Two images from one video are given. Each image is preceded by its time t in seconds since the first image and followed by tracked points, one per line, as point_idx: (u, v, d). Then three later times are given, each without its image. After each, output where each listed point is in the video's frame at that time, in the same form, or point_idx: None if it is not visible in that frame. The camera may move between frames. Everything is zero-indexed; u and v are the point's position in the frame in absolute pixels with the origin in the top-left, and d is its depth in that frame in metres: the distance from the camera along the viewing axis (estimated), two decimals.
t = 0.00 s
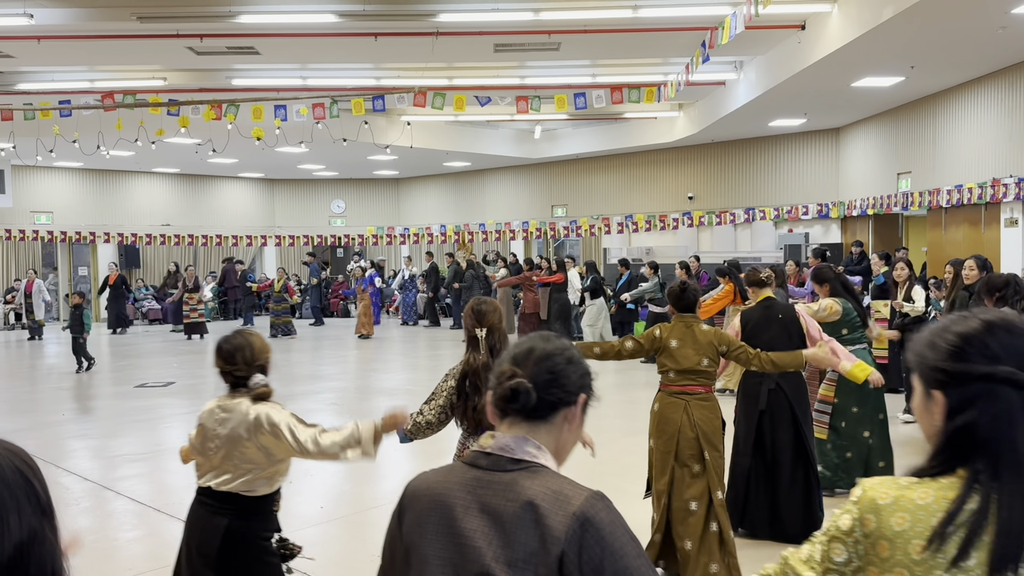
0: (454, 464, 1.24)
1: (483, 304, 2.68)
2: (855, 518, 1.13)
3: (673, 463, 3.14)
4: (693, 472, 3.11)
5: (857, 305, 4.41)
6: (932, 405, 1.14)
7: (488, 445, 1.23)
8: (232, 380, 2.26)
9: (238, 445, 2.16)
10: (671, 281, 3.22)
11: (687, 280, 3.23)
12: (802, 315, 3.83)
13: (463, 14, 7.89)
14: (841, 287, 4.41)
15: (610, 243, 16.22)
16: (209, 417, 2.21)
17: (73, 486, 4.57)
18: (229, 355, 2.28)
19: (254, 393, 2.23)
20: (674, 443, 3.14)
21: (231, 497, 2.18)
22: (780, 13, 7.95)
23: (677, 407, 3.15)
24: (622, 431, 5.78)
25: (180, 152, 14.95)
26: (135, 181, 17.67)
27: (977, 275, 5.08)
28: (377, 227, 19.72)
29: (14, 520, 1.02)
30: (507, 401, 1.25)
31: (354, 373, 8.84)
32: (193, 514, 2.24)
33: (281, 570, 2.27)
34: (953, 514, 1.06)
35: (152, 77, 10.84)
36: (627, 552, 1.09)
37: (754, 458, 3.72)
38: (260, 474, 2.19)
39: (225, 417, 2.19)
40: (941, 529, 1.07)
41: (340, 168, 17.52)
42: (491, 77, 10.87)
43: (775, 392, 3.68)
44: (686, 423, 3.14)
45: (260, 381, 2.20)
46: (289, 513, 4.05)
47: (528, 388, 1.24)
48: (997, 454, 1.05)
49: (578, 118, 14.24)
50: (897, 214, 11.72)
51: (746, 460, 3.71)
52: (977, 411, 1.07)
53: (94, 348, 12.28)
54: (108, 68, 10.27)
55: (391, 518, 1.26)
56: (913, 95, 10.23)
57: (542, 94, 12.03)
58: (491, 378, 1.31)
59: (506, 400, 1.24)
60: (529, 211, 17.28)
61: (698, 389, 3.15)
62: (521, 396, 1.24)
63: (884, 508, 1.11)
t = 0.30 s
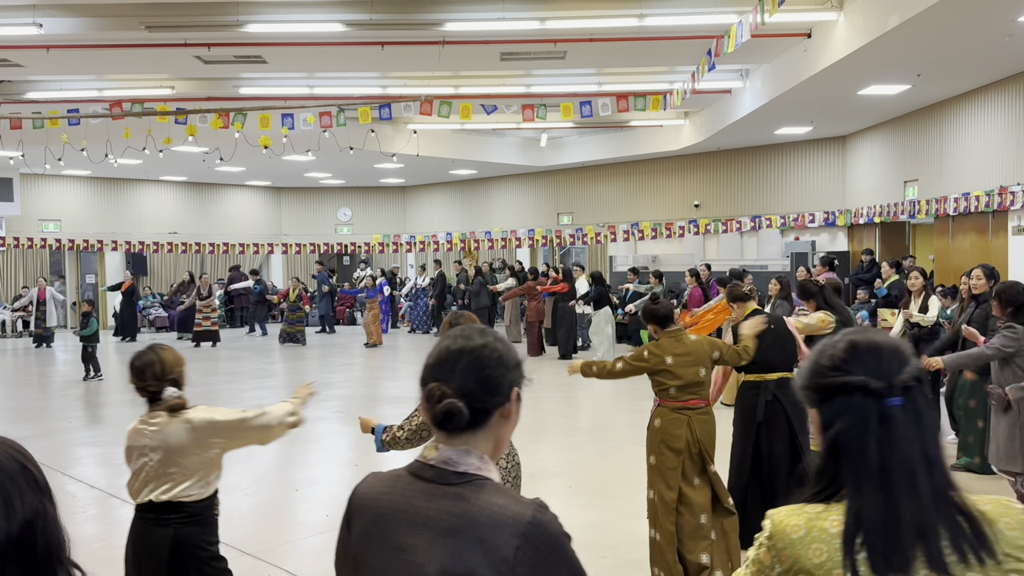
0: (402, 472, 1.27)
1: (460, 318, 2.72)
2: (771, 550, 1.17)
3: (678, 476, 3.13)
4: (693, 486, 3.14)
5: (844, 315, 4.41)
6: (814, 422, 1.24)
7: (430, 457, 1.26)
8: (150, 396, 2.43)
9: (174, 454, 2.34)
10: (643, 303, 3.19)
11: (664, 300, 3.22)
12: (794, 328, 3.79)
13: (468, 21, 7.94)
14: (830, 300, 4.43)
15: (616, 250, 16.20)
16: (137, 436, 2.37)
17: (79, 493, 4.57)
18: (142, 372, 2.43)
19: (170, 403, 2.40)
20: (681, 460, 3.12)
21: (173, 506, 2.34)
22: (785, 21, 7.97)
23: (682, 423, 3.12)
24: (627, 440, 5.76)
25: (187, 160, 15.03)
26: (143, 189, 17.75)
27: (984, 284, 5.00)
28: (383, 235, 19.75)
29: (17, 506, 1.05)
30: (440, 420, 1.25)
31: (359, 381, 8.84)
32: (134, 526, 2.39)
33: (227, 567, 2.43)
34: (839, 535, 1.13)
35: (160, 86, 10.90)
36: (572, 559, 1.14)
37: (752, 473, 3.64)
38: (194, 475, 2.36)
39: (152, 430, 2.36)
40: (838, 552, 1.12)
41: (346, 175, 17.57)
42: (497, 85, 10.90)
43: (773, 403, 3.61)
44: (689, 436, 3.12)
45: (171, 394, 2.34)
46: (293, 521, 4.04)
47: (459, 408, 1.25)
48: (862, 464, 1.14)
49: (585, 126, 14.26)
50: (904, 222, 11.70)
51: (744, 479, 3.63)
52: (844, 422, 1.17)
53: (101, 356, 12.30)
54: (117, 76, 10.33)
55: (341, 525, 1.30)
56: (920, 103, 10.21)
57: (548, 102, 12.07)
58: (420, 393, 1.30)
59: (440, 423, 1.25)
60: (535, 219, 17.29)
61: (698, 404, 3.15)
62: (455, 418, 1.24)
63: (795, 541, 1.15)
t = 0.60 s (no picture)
0: (362, 483, 1.31)
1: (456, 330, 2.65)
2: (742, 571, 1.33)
3: (681, 487, 3.25)
4: (695, 494, 3.26)
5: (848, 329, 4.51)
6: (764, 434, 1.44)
7: (380, 472, 1.29)
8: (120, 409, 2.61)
9: (148, 457, 2.52)
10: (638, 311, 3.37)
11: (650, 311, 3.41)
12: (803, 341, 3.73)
13: (478, 38, 8.04)
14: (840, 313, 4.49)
15: (624, 265, 16.19)
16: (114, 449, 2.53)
17: (87, 506, 4.60)
18: (109, 380, 2.60)
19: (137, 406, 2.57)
20: (685, 471, 3.25)
21: (153, 507, 2.52)
22: (792, 37, 8.02)
23: (682, 432, 3.27)
24: (633, 455, 5.76)
25: (198, 175, 15.14)
26: (154, 204, 17.87)
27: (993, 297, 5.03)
28: (392, 249, 19.80)
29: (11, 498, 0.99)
30: (383, 440, 1.27)
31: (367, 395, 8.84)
32: (117, 533, 2.54)
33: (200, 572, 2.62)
34: (803, 544, 1.32)
35: (171, 102, 10.98)
36: (521, 556, 1.16)
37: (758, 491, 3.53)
38: (169, 474, 2.56)
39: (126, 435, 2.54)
40: (807, 563, 1.31)
41: (354, 191, 17.65)
42: (505, 101, 10.93)
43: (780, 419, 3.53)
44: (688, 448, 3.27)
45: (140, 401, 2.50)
46: (300, 535, 4.05)
47: (399, 429, 1.26)
48: (811, 470, 1.35)
49: (593, 141, 14.30)
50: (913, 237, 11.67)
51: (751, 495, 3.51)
52: (788, 433, 1.37)
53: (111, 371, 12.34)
54: (129, 92, 10.40)
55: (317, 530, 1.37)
56: (927, 118, 10.21)
57: (557, 118, 12.12)
58: (368, 407, 1.32)
59: (381, 444, 1.27)
60: (543, 234, 17.31)
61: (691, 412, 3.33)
62: (395, 438, 1.26)
63: (772, 558, 1.32)
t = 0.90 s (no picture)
0: (324, 492, 1.20)
1: (464, 340, 2.64)
2: None
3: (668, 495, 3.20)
4: (682, 503, 3.21)
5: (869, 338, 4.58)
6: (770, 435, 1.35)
7: (338, 481, 1.19)
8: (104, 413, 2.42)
9: (123, 474, 2.36)
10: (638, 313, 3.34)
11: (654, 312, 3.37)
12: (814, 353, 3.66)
13: (484, 48, 8.08)
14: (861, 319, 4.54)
15: (631, 274, 16.19)
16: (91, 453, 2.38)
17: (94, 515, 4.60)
18: (99, 387, 2.44)
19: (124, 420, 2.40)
20: (671, 479, 3.21)
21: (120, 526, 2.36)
22: (800, 46, 8.02)
23: (671, 440, 3.23)
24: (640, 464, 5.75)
25: (206, 185, 15.21)
26: (162, 213, 17.96)
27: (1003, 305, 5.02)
28: (399, 258, 19.85)
29: None
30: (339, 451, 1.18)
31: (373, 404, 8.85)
32: (90, 544, 2.41)
33: None
34: (791, 553, 1.26)
35: (181, 112, 11.05)
36: None
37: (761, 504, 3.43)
38: (145, 496, 2.39)
39: (103, 449, 2.38)
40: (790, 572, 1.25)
41: (362, 200, 17.72)
42: (512, 110, 10.96)
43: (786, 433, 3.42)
44: (675, 456, 3.23)
45: (126, 413, 2.33)
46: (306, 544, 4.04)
47: (356, 438, 1.18)
48: (810, 481, 1.27)
49: (600, 150, 14.31)
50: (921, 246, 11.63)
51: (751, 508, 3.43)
52: (796, 439, 1.29)
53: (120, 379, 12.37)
54: (138, 102, 10.47)
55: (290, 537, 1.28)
56: (935, 127, 10.19)
57: (563, 127, 12.15)
58: (332, 415, 1.24)
59: (339, 455, 1.18)
60: (550, 243, 17.31)
61: (678, 420, 3.29)
62: (351, 448, 1.17)
63: (757, 564, 1.28)
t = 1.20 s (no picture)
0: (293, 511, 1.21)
1: (472, 347, 2.62)
2: None
3: (655, 505, 3.19)
4: (670, 514, 3.18)
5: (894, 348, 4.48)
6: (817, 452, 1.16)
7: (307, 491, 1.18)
8: (92, 424, 2.25)
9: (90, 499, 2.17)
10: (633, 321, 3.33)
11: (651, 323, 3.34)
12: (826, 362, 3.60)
13: (490, 53, 8.11)
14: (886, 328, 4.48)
15: (637, 278, 16.17)
16: (63, 459, 2.22)
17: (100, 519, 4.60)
18: (94, 400, 2.27)
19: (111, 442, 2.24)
20: (652, 488, 3.18)
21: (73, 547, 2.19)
22: (807, 50, 8.01)
23: (657, 449, 3.21)
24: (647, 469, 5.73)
25: (213, 189, 15.24)
26: (169, 217, 18.01)
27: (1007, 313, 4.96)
28: (405, 262, 19.86)
29: None
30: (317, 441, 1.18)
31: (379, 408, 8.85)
32: (36, 560, 2.25)
33: None
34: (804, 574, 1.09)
35: (188, 116, 11.09)
36: None
37: (770, 509, 3.44)
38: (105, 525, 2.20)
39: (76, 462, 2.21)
40: None
41: (369, 204, 17.75)
42: (519, 114, 10.97)
43: (790, 441, 3.40)
44: (665, 465, 3.19)
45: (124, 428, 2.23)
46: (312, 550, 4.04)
47: (334, 431, 1.17)
48: (861, 511, 1.07)
49: (606, 155, 14.30)
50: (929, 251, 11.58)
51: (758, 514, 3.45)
52: (853, 464, 1.08)
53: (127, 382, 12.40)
54: (146, 107, 10.51)
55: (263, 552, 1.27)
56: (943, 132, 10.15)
57: (570, 131, 12.15)
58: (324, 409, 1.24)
59: (314, 448, 1.18)
60: (556, 247, 17.30)
61: (669, 429, 3.25)
62: (326, 439, 1.17)
63: (766, 566, 1.16)
